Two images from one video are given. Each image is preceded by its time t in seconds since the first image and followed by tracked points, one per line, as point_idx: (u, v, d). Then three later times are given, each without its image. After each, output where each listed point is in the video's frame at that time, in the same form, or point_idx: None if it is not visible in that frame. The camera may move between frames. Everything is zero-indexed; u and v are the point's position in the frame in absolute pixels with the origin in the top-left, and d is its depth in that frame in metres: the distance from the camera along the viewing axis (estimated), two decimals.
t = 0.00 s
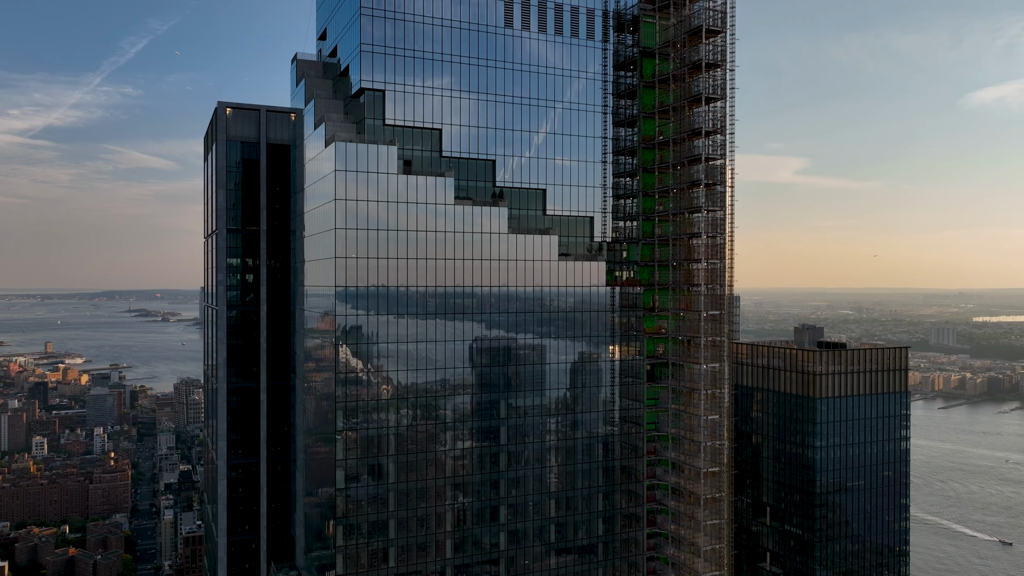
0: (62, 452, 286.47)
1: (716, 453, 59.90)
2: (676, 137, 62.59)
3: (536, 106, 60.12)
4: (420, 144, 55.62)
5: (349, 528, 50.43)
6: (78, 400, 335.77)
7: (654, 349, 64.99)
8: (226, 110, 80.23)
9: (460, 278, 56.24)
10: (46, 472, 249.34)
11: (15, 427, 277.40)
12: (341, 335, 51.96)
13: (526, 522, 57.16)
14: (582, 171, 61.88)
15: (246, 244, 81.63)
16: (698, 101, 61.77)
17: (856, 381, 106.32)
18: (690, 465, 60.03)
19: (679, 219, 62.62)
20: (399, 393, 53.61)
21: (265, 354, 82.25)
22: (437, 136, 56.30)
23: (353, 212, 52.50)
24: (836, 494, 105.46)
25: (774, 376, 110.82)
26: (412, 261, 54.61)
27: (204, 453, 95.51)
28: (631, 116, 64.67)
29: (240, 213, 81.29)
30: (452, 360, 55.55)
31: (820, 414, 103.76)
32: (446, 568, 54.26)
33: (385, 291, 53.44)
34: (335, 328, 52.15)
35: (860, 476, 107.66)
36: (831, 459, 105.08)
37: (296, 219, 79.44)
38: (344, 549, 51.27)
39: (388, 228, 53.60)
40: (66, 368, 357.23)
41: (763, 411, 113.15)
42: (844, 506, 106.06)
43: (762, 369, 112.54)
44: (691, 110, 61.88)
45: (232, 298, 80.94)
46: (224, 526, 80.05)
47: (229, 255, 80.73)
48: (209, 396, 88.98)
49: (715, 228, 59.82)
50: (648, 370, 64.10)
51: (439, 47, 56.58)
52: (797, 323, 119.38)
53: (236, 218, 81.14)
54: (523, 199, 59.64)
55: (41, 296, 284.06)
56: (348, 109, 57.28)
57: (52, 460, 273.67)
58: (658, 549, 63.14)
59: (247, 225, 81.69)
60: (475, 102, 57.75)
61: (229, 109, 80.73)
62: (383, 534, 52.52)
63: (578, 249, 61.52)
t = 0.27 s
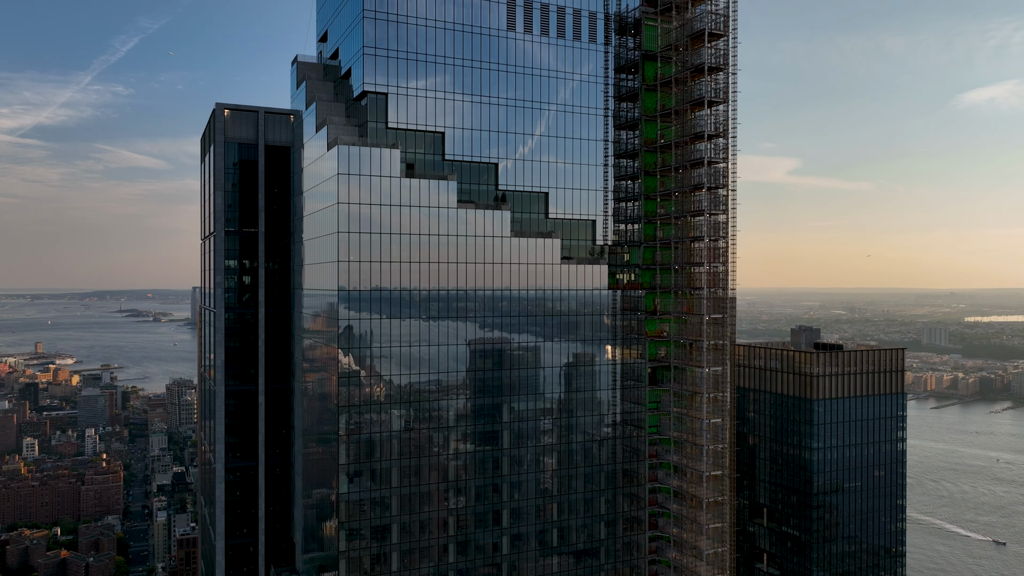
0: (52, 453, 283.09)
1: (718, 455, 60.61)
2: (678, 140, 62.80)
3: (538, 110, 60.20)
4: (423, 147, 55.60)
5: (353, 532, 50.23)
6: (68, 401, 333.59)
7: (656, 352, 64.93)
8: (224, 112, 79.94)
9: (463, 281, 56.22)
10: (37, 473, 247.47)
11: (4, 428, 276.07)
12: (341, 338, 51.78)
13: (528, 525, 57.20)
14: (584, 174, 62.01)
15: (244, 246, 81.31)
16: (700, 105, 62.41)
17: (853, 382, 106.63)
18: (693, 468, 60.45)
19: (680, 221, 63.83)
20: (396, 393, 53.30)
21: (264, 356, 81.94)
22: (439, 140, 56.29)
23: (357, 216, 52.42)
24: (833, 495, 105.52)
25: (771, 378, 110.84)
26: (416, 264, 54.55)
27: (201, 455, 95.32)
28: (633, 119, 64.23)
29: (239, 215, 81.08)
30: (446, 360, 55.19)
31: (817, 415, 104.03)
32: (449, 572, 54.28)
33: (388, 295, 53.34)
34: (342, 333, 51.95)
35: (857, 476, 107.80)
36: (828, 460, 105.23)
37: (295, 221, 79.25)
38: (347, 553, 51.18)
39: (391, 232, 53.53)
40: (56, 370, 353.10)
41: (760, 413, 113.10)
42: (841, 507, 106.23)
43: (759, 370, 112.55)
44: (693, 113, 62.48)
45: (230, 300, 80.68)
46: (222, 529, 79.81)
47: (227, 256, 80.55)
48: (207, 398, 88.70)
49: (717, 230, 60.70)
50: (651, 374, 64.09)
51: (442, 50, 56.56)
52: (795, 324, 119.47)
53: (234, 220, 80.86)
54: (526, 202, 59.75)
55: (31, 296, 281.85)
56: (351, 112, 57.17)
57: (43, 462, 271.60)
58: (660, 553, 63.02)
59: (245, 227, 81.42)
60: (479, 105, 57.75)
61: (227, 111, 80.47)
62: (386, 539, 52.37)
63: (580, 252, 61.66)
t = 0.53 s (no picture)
0: (43, 454, 281.47)
1: (720, 459, 60.83)
2: (679, 144, 62.83)
3: (539, 113, 60.13)
4: (424, 150, 55.43)
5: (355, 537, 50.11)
6: (59, 402, 331.31)
7: (657, 356, 65.39)
8: (222, 113, 79.58)
9: (465, 284, 56.11)
10: (28, 475, 245.80)
11: None
12: (343, 341, 51.70)
13: (531, 529, 57.29)
14: (585, 178, 62.03)
15: (241, 248, 80.91)
16: (701, 108, 62.28)
17: (850, 384, 106.89)
18: (696, 472, 60.44)
19: (682, 225, 63.68)
20: (385, 390, 52.86)
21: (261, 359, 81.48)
22: (441, 143, 56.14)
23: (359, 219, 52.31)
24: (829, 496, 105.80)
25: (767, 379, 111.00)
26: (417, 268, 54.43)
27: (198, 458, 94.86)
28: (633, 122, 64.91)
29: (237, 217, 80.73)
30: (439, 360, 54.85)
31: (813, 417, 104.25)
32: None
33: (390, 299, 53.23)
34: (343, 337, 51.79)
35: (853, 478, 108.03)
36: (824, 461, 105.41)
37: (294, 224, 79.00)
38: (350, 558, 50.97)
39: (392, 235, 53.42)
40: (48, 368, 343.91)
41: (756, 414, 113.27)
42: (837, 508, 106.51)
43: (755, 372, 112.72)
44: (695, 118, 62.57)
45: (227, 303, 80.27)
46: (220, 533, 79.43)
47: (224, 259, 80.17)
48: (205, 401, 88.28)
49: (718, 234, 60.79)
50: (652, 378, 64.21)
51: (443, 53, 56.46)
52: (791, 326, 119.21)
53: (231, 222, 80.50)
54: (528, 206, 59.64)
55: (20, 296, 279.67)
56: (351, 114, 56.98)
57: (33, 463, 269.71)
58: (662, 556, 63.20)
59: (242, 230, 81.07)
60: (480, 108, 57.68)
61: (225, 112, 80.14)
62: (388, 544, 52.28)
63: (582, 256, 61.59)
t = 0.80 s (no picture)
0: (33, 457, 280.76)
1: (721, 462, 60.96)
2: (681, 147, 62.93)
3: (540, 116, 60.15)
4: (427, 154, 55.38)
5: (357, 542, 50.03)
6: (49, 403, 329.19)
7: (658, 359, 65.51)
8: (219, 114, 78.96)
9: (467, 287, 56.05)
10: (18, 476, 244.32)
11: None
12: (345, 345, 51.64)
13: (533, 533, 57.27)
14: (586, 181, 62.17)
15: (238, 250, 80.48)
16: (703, 112, 62.29)
17: (846, 385, 107.13)
18: (697, 475, 60.38)
19: (683, 228, 63.62)
20: (378, 389, 52.49)
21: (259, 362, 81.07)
22: (444, 145, 56.12)
23: (361, 223, 52.21)
24: (826, 497, 105.97)
25: (764, 380, 111.16)
26: (419, 271, 54.33)
27: (194, 461, 94.27)
28: (633, 126, 64.98)
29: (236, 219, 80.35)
30: (434, 359, 54.48)
31: (810, 418, 104.44)
32: None
33: (392, 302, 53.15)
34: (346, 340, 51.72)
35: (850, 479, 108.20)
36: (820, 463, 105.56)
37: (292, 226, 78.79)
38: (352, 563, 50.85)
39: (394, 238, 53.29)
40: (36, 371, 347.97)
41: (752, 415, 113.41)
42: (834, 510, 106.70)
43: (751, 373, 112.88)
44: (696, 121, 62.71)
45: (224, 305, 79.77)
46: (217, 536, 78.94)
47: (221, 261, 79.69)
48: (201, 404, 87.77)
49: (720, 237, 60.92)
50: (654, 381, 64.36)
51: (445, 57, 56.41)
52: (787, 327, 118.39)
53: (229, 224, 80.11)
54: (529, 209, 59.64)
55: (10, 296, 277.64)
56: (353, 117, 56.93)
57: (23, 465, 267.99)
58: (662, 559, 63.40)
59: (239, 231, 80.51)
60: (482, 112, 57.69)
61: (222, 113, 79.71)
62: (390, 549, 52.15)
63: (583, 259, 61.70)
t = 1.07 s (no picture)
0: (23, 458, 278.58)
1: (722, 466, 60.75)
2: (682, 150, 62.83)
3: (541, 120, 60.29)
4: (429, 157, 55.37)
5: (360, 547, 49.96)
6: (39, 404, 326.99)
7: (659, 362, 65.81)
8: (217, 116, 78.80)
9: (469, 291, 56.02)
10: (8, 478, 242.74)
11: None
12: (347, 349, 51.57)
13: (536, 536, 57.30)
14: (586, 184, 62.45)
15: (234, 252, 80.04)
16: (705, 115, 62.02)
17: (843, 387, 107.34)
18: (697, 479, 60.29)
19: (684, 232, 63.88)
20: (371, 389, 52.16)
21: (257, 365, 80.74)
22: (445, 149, 56.08)
23: (364, 226, 52.11)
24: (823, 498, 106.24)
25: (761, 382, 111.29)
26: (421, 274, 54.29)
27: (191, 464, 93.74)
28: (634, 129, 64.84)
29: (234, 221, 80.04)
30: (423, 356, 53.98)
31: (807, 419, 104.67)
32: None
33: (394, 306, 53.08)
34: (348, 344, 51.65)
35: (847, 480, 108.44)
36: (817, 464, 105.78)
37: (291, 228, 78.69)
38: (354, 568, 50.81)
39: (396, 242, 53.20)
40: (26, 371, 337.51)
41: (749, 416, 113.57)
42: (831, 511, 106.94)
43: (748, 375, 112.99)
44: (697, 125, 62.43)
45: (221, 308, 79.36)
46: (215, 540, 78.47)
47: (218, 263, 79.31)
48: (198, 407, 87.25)
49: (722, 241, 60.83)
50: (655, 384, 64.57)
51: (447, 60, 56.42)
52: (783, 329, 116.35)
53: (227, 226, 79.85)
54: (530, 212, 59.79)
55: None
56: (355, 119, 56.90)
57: (14, 467, 266.12)
58: (664, 562, 63.46)
59: (236, 233, 80.06)
60: (484, 116, 57.70)
61: (220, 115, 79.50)
62: (392, 553, 52.05)
63: (583, 262, 61.88)
